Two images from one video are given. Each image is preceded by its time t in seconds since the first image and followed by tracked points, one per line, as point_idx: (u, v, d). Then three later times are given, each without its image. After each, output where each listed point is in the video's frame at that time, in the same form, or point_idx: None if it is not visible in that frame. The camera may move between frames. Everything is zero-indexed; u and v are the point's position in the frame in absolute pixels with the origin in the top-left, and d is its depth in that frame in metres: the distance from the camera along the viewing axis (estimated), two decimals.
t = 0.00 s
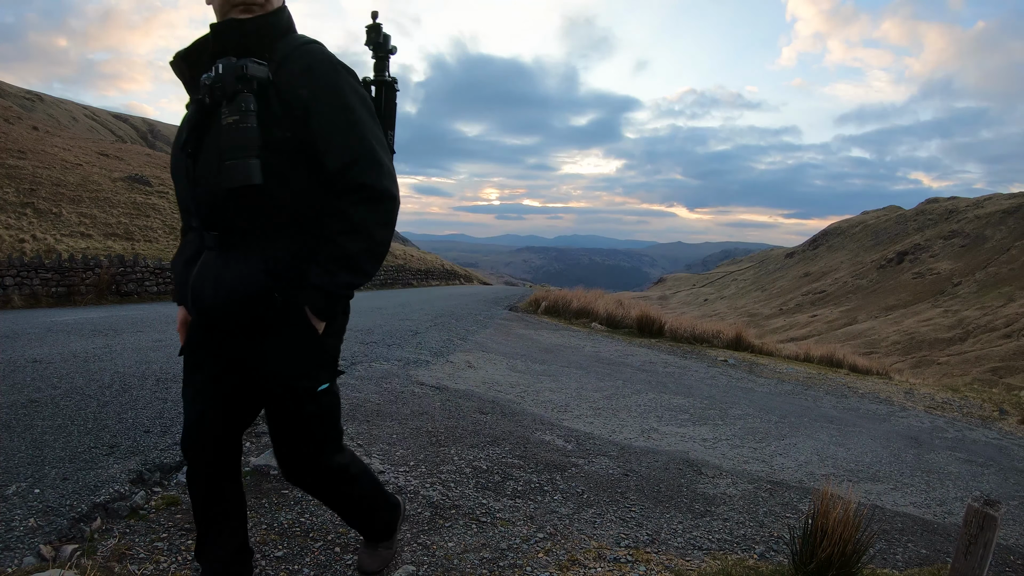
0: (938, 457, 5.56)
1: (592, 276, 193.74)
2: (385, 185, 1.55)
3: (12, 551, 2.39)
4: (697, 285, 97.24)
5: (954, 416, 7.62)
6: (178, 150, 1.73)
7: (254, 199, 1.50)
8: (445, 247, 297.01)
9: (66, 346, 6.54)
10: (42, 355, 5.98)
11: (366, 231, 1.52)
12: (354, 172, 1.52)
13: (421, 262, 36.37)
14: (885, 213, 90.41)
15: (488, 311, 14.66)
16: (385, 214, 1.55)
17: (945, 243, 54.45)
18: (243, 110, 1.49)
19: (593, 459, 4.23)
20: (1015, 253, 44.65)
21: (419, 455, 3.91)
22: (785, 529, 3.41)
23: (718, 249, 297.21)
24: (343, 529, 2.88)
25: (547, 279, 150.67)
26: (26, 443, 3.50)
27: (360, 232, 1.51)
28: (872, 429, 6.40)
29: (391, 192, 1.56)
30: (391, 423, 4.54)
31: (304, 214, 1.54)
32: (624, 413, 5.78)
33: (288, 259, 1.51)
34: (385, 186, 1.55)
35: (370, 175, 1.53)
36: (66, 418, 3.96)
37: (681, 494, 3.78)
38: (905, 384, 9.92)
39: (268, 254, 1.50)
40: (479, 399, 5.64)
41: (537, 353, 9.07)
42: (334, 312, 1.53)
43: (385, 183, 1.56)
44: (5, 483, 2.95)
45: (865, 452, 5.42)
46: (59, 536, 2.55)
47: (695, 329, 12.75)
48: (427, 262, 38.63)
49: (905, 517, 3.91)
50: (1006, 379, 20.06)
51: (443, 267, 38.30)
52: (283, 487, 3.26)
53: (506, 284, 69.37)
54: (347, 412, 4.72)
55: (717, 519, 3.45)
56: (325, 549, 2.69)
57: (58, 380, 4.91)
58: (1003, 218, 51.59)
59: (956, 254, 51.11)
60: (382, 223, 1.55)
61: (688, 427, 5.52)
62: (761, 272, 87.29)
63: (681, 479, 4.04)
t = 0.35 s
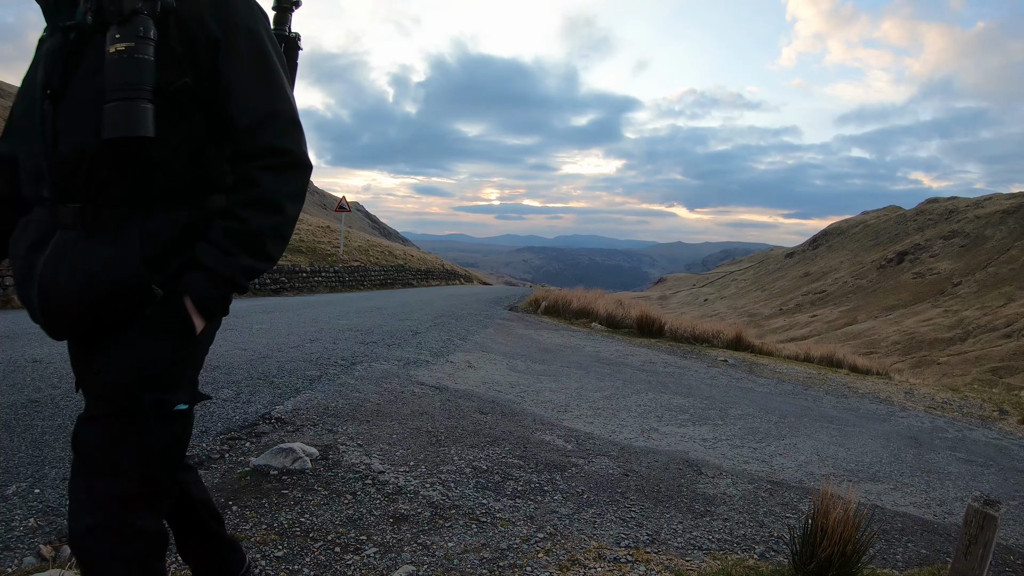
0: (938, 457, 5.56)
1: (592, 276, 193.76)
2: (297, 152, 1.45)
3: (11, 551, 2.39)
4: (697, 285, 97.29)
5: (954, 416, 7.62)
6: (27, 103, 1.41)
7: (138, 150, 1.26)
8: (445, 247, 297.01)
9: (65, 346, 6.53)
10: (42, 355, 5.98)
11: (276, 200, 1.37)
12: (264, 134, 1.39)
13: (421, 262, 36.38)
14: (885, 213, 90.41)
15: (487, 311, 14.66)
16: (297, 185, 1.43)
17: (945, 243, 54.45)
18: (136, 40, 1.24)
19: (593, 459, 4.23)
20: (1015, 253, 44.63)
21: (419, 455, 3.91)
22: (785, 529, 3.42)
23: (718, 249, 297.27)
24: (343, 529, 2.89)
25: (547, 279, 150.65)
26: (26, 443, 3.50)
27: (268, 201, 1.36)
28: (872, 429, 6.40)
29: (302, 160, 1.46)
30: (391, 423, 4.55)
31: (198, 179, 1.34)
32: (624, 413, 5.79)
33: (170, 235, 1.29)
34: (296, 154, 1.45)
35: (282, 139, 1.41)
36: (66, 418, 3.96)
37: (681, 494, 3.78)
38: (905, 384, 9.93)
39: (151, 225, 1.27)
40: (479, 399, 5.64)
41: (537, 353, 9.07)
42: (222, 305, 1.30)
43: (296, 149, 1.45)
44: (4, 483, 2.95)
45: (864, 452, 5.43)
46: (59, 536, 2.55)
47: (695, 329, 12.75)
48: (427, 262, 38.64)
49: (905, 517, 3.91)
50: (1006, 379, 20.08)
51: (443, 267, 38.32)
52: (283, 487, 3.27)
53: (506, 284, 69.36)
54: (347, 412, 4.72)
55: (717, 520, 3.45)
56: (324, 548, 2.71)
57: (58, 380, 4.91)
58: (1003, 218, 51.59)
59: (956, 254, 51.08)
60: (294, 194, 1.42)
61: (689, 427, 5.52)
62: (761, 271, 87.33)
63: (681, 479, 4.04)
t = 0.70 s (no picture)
0: (938, 457, 5.56)
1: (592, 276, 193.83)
2: (181, 105, 0.88)
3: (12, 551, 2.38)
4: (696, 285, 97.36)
5: (954, 416, 7.61)
6: None
7: None
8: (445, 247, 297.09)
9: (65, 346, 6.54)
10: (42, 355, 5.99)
11: (129, 174, 0.81)
12: (124, 60, 0.79)
13: (421, 262, 36.43)
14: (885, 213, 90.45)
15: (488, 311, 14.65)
16: (174, 158, 0.86)
17: (945, 243, 54.44)
18: None
19: (593, 459, 4.23)
20: (1015, 253, 44.62)
21: (419, 455, 3.91)
22: (785, 529, 3.42)
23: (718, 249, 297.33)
24: (343, 529, 2.89)
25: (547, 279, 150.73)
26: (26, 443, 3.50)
27: (114, 175, 0.79)
28: (872, 429, 6.40)
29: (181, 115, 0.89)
30: (391, 423, 4.55)
31: None
32: (624, 413, 5.79)
33: None
34: (176, 102, 0.87)
35: (157, 77, 0.82)
36: (65, 418, 3.96)
37: (681, 494, 3.78)
38: (905, 384, 9.93)
39: None
40: (479, 399, 5.64)
41: (537, 353, 9.07)
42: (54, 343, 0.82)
43: (176, 94, 0.87)
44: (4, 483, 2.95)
45: (865, 452, 5.42)
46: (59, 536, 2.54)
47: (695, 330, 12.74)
48: (427, 262, 38.69)
49: (905, 517, 3.91)
50: (1005, 378, 20.10)
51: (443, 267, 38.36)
52: (283, 487, 3.26)
53: (506, 284, 69.42)
54: (347, 412, 4.72)
55: (717, 519, 3.45)
56: (324, 546, 2.72)
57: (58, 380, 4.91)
58: (1003, 218, 51.58)
59: (955, 254, 51.08)
60: (165, 170, 0.86)
61: (689, 427, 5.52)
62: (761, 271, 87.40)
63: (681, 479, 4.04)
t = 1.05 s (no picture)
0: (938, 457, 5.56)
1: (592, 276, 193.84)
2: None
3: (12, 551, 2.38)
4: (697, 285, 97.36)
5: (954, 416, 7.62)
6: None
7: None
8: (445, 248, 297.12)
9: (65, 346, 6.54)
10: (42, 355, 5.99)
11: None
12: None
13: (421, 262, 36.44)
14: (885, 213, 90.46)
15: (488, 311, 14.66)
16: None
17: (945, 243, 54.44)
18: None
19: (593, 459, 4.23)
20: (1015, 253, 44.63)
21: (419, 455, 3.92)
22: (785, 529, 3.42)
23: (718, 249, 297.39)
24: (344, 528, 2.89)
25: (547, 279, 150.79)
26: (26, 443, 3.50)
27: None
28: (872, 429, 6.40)
29: None
30: (391, 423, 4.55)
31: None
32: (624, 413, 5.80)
33: None
34: None
35: None
36: (66, 418, 3.97)
37: (681, 494, 3.79)
38: (905, 384, 9.93)
39: None
40: (479, 399, 5.65)
41: (537, 353, 9.07)
42: None
43: None
44: (5, 483, 2.94)
45: (865, 452, 5.43)
46: (59, 536, 2.54)
47: (695, 329, 12.74)
48: (428, 262, 38.71)
49: (905, 517, 3.91)
50: (1005, 379, 20.12)
51: (443, 267, 38.37)
52: (283, 487, 3.27)
53: (506, 284, 69.29)
54: (347, 412, 4.73)
55: (717, 519, 3.45)
56: (325, 546, 2.72)
57: (59, 380, 4.91)
58: (1003, 218, 51.60)
59: (956, 254, 51.07)
60: None
61: (689, 427, 5.52)
62: (761, 271, 87.41)
63: (681, 479, 4.04)
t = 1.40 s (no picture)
0: (938, 457, 5.56)
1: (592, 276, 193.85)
2: None
3: (12, 551, 2.38)
4: (697, 285, 97.38)
5: (955, 416, 7.61)
6: None
7: None
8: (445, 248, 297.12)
9: (65, 346, 6.54)
10: (42, 355, 5.99)
11: None
12: None
13: (421, 262, 36.44)
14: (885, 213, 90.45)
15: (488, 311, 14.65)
16: None
17: (945, 243, 54.42)
18: None
19: (593, 459, 4.23)
20: (1015, 253, 44.60)
21: (419, 455, 3.92)
22: (785, 529, 3.42)
23: (718, 249, 297.39)
24: (344, 529, 2.89)
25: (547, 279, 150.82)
26: (26, 443, 3.49)
27: None
28: (872, 429, 6.39)
29: None
30: (391, 423, 4.55)
31: None
32: (624, 413, 5.79)
33: None
34: None
35: None
36: (66, 418, 3.96)
37: (681, 494, 3.79)
38: (905, 385, 9.92)
39: None
40: (479, 399, 5.64)
41: (537, 353, 9.07)
42: None
43: None
44: (4, 483, 2.94)
45: (865, 452, 5.42)
46: (59, 536, 2.55)
47: (695, 330, 12.74)
48: (428, 262, 38.71)
49: (905, 517, 3.91)
50: (1005, 379, 20.11)
51: (443, 267, 38.37)
52: (283, 487, 3.27)
53: (506, 284, 69.26)
54: (347, 412, 4.73)
55: (717, 519, 3.45)
56: (325, 547, 2.72)
57: (58, 380, 4.91)
58: (1003, 218, 51.57)
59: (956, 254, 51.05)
60: None
61: (689, 427, 5.52)
62: (761, 271, 87.45)
63: (681, 479, 4.04)
